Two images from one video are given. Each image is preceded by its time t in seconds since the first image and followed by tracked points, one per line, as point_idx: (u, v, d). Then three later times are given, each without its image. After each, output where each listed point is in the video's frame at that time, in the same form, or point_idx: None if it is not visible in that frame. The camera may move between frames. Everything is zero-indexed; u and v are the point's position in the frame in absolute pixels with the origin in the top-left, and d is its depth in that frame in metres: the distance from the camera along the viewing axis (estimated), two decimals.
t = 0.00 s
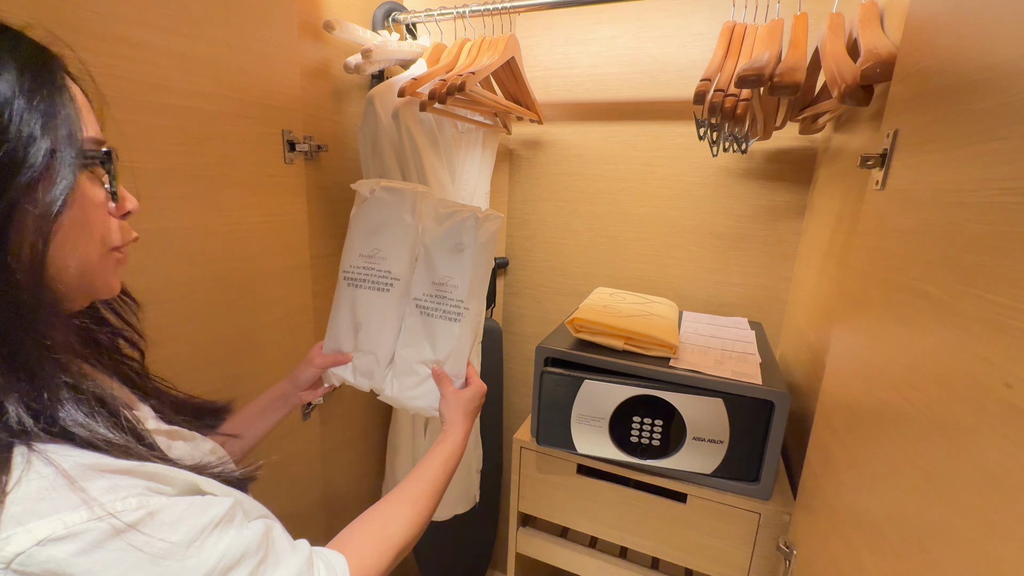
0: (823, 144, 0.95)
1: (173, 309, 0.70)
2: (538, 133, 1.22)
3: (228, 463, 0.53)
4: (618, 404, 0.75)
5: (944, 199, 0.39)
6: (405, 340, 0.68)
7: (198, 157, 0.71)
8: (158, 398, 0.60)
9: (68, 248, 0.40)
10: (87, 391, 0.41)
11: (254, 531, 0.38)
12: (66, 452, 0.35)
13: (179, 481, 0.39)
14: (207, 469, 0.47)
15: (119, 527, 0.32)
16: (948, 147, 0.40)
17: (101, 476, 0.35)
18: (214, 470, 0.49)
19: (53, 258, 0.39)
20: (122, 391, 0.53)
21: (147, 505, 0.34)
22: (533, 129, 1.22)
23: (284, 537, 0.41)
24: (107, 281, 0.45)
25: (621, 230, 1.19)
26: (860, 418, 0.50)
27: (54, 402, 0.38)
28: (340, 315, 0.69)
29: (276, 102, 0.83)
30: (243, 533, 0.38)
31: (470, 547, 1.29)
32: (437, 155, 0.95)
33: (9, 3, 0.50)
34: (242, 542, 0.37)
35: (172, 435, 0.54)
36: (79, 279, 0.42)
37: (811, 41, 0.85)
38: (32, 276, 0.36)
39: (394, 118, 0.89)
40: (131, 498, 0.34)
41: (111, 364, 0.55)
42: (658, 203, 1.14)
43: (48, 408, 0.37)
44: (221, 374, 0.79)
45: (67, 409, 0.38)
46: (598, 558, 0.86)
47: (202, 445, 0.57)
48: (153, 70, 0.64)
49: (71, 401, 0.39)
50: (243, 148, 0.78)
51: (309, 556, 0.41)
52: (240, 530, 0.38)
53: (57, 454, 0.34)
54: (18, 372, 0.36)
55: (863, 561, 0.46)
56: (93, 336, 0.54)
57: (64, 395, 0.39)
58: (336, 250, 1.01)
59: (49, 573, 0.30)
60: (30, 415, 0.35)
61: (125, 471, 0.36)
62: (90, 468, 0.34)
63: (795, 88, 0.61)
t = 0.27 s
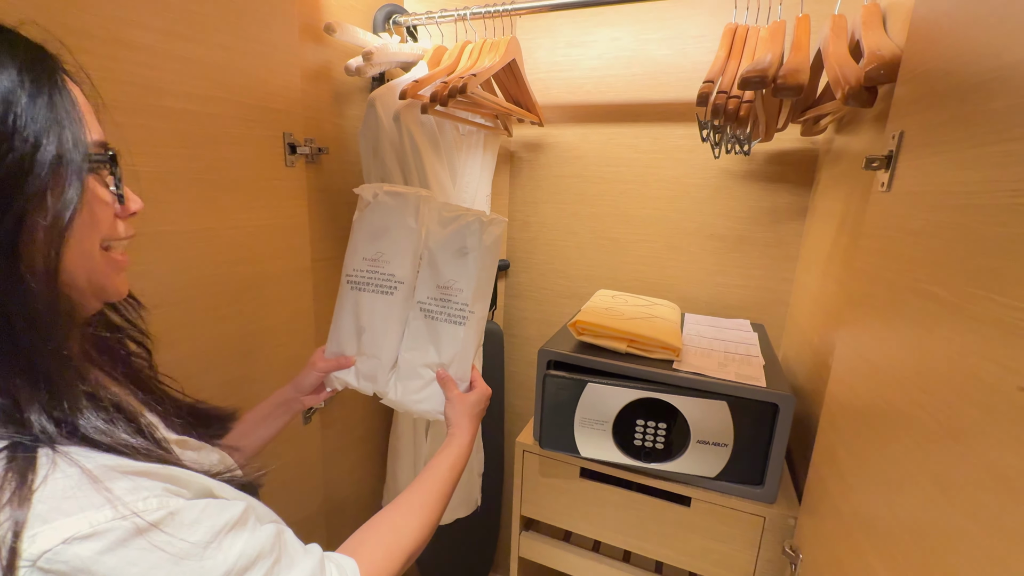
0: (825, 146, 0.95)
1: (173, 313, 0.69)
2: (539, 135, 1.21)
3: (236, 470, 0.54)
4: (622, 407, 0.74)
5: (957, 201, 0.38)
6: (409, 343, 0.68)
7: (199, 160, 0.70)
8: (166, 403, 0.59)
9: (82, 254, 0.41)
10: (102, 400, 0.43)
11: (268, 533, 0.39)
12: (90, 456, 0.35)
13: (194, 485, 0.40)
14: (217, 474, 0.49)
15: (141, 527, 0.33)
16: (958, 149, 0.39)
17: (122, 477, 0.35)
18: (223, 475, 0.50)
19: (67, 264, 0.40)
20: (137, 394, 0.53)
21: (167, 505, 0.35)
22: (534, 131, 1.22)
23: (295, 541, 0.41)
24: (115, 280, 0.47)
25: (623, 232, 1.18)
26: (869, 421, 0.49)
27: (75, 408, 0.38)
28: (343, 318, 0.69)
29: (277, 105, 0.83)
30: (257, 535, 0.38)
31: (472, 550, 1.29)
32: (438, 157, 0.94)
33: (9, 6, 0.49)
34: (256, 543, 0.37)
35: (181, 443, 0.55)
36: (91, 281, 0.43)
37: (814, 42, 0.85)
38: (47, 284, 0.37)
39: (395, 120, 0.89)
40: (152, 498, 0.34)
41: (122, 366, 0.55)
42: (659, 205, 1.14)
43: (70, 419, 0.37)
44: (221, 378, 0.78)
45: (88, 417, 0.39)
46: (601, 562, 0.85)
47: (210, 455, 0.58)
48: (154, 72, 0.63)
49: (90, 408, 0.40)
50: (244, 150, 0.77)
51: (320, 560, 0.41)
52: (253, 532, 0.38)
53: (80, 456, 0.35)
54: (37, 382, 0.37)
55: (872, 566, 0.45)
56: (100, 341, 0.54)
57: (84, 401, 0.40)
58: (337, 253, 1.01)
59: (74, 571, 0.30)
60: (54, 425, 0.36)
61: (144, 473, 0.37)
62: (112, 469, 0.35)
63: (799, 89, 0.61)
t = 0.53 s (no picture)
0: (828, 147, 0.95)
1: (175, 317, 0.69)
2: (540, 138, 1.21)
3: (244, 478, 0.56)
4: (627, 410, 0.74)
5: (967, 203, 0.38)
6: (417, 347, 0.67)
7: (201, 164, 0.70)
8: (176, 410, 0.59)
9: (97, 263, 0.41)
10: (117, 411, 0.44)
11: (282, 540, 0.39)
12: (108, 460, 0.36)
13: (210, 489, 0.40)
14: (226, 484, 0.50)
15: (162, 530, 0.33)
16: (966, 150, 0.39)
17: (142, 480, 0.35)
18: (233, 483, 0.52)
19: (86, 272, 0.41)
20: (150, 401, 0.54)
21: (188, 507, 0.35)
22: (535, 134, 1.22)
23: (308, 551, 0.41)
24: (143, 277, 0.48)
25: (624, 234, 1.18)
26: (877, 424, 0.49)
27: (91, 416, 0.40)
28: (345, 318, 0.69)
29: (279, 108, 0.83)
30: (272, 542, 0.38)
31: (474, 554, 1.28)
32: (440, 160, 0.94)
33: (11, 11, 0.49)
34: (271, 550, 0.37)
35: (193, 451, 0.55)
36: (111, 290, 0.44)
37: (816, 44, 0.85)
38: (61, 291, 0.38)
39: (397, 123, 0.89)
40: (170, 502, 0.34)
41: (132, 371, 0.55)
42: (661, 207, 1.14)
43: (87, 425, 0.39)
44: (223, 382, 0.78)
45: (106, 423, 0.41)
46: (605, 566, 0.85)
47: (221, 463, 0.58)
48: (156, 76, 0.63)
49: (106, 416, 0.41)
50: (245, 154, 0.77)
51: (333, 567, 0.41)
52: (268, 540, 0.38)
53: (100, 459, 0.35)
54: (57, 391, 0.39)
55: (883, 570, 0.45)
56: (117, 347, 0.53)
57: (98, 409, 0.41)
58: (338, 256, 1.01)
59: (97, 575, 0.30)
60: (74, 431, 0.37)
61: (161, 477, 0.37)
62: (132, 473, 0.35)
63: (803, 91, 0.60)
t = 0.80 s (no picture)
0: (827, 148, 0.95)
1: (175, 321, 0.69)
2: (540, 139, 1.21)
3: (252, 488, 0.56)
4: (629, 411, 0.74)
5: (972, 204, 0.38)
6: (439, 355, 0.68)
7: (200, 167, 0.70)
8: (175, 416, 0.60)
9: (79, 267, 0.42)
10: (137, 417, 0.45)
11: (282, 559, 0.40)
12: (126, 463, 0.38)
13: (214, 502, 0.41)
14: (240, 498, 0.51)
15: (156, 543, 0.34)
16: (971, 151, 0.39)
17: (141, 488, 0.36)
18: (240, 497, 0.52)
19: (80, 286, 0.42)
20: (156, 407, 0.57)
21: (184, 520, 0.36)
22: (534, 135, 1.22)
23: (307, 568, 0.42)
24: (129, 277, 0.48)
25: (624, 235, 1.18)
26: (881, 425, 0.49)
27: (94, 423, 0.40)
28: (345, 318, 0.70)
29: (278, 111, 0.82)
30: (271, 561, 0.39)
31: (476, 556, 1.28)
32: (439, 162, 0.94)
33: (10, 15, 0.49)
34: (268, 569, 0.38)
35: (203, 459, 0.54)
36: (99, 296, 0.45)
37: (815, 45, 0.85)
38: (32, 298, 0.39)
39: (397, 125, 0.89)
40: (168, 513, 0.35)
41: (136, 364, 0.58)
42: (661, 208, 1.14)
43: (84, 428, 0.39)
44: (223, 386, 0.78)
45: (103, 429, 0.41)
46: (608, 568, 0.85)
47: (232, 472, 0.57)
48: (155, 80, 0.63)
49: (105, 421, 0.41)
50: (245, 157, 0.77)
51: None
52: (268, 558, 0.39)
53: (103, 466, 0.36)
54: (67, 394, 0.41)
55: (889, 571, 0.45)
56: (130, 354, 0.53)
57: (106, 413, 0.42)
58: (338, 259, 1.00)
59: None
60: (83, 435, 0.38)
61: (164, 486, 0.38)
62: (132, 481, 0.36)
63: (803, 92, 0.61)
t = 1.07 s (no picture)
0: (825, 147, 0.95)
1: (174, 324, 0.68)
2: (538, 140, 1.21)
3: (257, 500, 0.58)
4: (630, 412, 0.74)
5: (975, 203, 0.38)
6: (441, 360, 0.67)
7: (199, 169, 0.69)
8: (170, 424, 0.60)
9: (48, 278, 0.40)
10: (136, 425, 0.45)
11: None
12: (102, 479, 0.38)
13: (195, 527, 0.41)
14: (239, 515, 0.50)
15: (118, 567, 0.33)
16: (973, 150, 0.39)
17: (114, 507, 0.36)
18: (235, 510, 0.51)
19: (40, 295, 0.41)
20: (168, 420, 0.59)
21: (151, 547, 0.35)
22: (533, 136, 1.22)
23: None
24: (114, 289, 0.45)
25: (623, 236, 1.18)
26: (884, 424, 0.49)
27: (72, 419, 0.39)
28: (347, 323, 0.70)
29: (277, 113, 0.82)
30: None
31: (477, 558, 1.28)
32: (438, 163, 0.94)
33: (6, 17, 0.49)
34: None
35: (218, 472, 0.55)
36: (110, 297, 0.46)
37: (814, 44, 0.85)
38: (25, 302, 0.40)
39: (396, 127, 0.88)
40: (136, 537, 0.35)
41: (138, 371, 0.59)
42: (660, 208, 1.14)
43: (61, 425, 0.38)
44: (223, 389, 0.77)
45: (84, 423, 0.40)
46: (611, 570, 0.85)
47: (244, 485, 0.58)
48: (153, 82, 0.63)
49: (89, 418, 0.41)
50: (243, 159, 0.76)
51: None
52: None
53: (79, 479, 0.36)
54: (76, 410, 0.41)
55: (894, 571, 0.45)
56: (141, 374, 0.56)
57: (92, 416, 0.42)
58: (337, 261, 1.00)
59: None
60: (53, 435, 0.37)
61: (138, 505, 0.38)
62: (104, 499, 0.36)
63: (804, 92, 0.61)
